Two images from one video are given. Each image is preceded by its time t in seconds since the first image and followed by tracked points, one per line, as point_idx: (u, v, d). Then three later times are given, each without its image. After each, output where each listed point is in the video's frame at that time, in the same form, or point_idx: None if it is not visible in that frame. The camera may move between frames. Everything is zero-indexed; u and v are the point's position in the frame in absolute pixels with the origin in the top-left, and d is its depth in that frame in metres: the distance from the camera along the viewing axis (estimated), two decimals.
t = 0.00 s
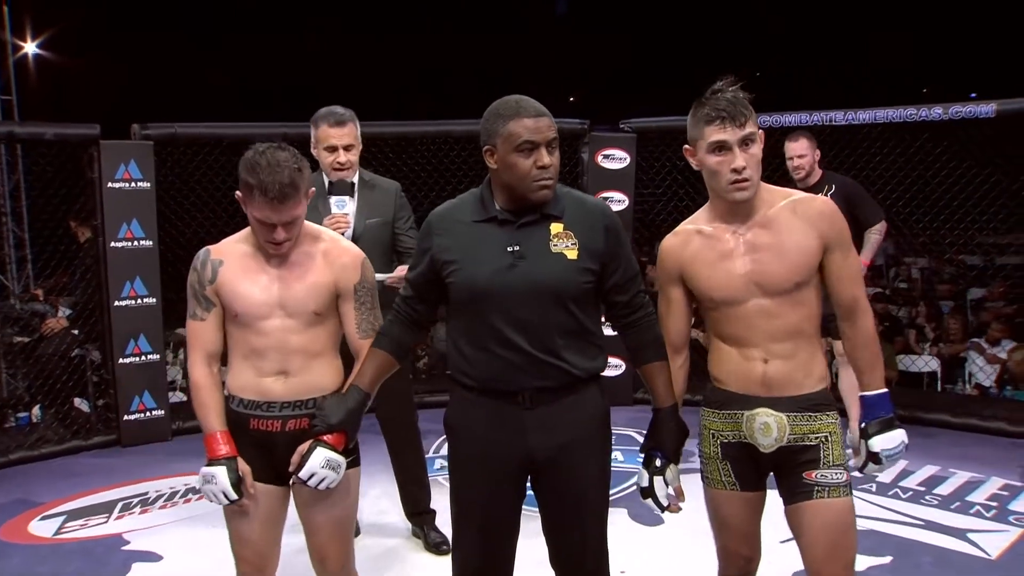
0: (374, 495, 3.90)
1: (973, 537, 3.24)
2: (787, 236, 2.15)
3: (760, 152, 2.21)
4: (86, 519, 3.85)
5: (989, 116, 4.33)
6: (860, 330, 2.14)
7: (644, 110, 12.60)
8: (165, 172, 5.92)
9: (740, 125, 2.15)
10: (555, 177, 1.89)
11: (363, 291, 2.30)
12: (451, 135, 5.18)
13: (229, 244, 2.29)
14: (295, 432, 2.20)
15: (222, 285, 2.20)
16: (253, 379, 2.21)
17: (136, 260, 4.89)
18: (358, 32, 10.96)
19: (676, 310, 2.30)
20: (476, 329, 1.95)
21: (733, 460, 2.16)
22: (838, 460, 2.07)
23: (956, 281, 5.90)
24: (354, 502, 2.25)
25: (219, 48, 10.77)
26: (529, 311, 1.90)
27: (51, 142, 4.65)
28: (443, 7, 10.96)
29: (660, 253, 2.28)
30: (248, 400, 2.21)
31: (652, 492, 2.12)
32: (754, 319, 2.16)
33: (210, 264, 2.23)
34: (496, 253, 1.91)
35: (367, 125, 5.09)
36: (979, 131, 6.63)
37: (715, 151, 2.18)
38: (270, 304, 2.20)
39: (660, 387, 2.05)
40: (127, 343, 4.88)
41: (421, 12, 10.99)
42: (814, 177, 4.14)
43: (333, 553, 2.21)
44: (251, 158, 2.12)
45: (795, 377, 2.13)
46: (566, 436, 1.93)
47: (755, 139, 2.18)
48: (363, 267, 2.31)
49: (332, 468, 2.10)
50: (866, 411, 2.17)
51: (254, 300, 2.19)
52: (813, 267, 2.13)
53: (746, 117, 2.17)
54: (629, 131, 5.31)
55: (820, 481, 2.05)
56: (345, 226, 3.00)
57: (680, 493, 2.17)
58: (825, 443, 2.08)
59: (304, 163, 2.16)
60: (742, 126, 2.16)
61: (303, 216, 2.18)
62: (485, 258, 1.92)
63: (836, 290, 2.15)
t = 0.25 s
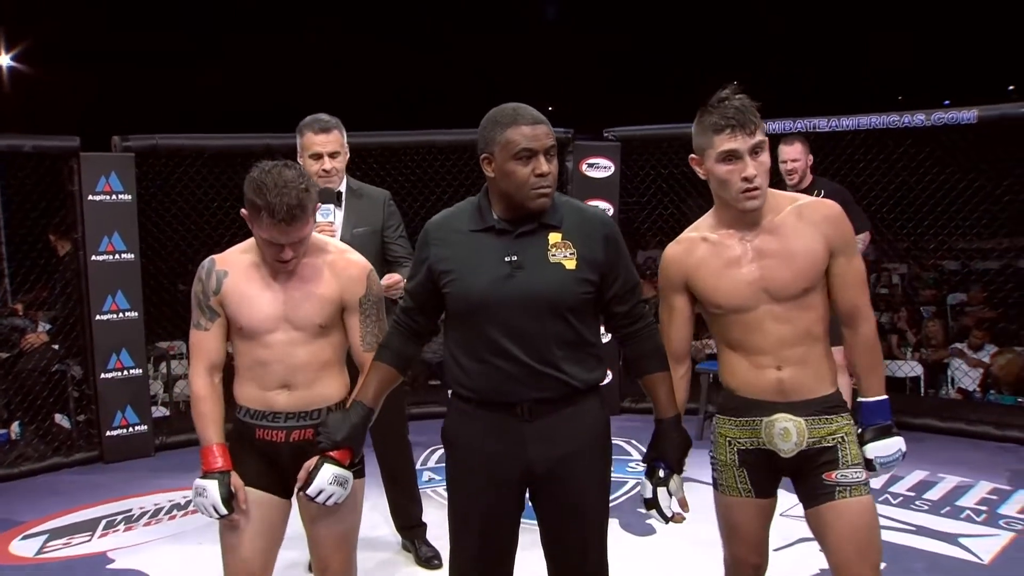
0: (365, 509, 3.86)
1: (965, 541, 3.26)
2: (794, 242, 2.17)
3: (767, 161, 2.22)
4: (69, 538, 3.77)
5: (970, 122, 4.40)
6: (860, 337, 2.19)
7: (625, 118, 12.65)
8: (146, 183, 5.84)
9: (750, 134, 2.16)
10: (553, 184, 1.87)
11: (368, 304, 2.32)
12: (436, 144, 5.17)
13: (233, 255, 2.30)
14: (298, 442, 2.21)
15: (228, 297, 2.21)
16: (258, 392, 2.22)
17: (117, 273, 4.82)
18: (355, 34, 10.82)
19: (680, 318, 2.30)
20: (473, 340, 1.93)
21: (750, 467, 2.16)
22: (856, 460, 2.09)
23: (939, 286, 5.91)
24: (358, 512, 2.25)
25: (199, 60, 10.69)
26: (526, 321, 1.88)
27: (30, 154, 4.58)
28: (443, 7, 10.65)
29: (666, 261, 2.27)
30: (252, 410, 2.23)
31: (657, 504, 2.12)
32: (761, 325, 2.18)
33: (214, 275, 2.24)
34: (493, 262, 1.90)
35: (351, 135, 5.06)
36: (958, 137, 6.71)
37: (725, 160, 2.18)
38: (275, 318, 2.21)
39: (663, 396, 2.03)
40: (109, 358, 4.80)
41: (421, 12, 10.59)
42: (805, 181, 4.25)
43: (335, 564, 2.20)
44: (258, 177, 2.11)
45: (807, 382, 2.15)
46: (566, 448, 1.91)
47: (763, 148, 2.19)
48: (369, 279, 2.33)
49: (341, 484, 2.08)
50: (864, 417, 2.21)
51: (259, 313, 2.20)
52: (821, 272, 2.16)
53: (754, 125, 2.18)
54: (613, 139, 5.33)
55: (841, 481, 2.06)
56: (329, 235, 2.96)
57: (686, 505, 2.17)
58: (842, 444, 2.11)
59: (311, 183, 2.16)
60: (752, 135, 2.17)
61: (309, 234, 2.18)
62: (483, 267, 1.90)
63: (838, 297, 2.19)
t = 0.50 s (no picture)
0: (367, 510, 3.84)
1: (970, 536, 3.25)
2: (834, 239, 2.15)
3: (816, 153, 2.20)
4: (67, 543, 3.74)
5: (969, 114, 4.41)
6: (896, 338, 2.18)
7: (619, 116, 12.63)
8: (141, 185, 5.80)
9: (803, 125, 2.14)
10: (558, 180, 1.85)
11: (361, 302, 2.31)
12: (433, 143, 5.14)
13: (226, 256, 2.31)
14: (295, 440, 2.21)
15: (218, 296, 2.23)
16: (252, 391, 2.23)
17: (113, 275, 4.79)
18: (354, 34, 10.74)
19: (708, 307, 2.31)
20: (480, 340, 1.91)
21: (775, 462, 2.18)
22: (883, 463, 2.12)
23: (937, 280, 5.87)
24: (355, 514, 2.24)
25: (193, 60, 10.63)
26: (533, 320, 1.86)
27: (23, 156, 4.54)
28: (444, 7, 10.35)
29: (701, 250, 2.28)
30: (247, 409, 2.24)
31: (672, 494, 2.18)
32: (796, 320, 2.17)
33: (206, 276, 2.25)
34: (498, 262, 1.87)
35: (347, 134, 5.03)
36: (956, 130, 6.69)
37: (775, 149, 2.16)
38: (267, 319, 2.22)
39: (683, 388, 2.03)
40: (106, 361, 4.76)
41: (421, 11, 10.35)
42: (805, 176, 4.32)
43: (336, 566, 2.19)
44: (246, 182, 2.12)
45: (836, 378, 2.15)
46: (576, 447, 1.89)
47: (812, 140, 2.18)
48: (360, 278, 2.33)
49: (335, 483, 2.10)
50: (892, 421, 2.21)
51: (251, 314, 2.22)
52: (859, 270, 2.15)
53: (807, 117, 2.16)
54: (611, 136, 5.30)
55: (866, 483, 2.09)
56: (327, 229, 2.87)
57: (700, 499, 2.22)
58: (870, 445, 2.12)
59: (301, 186, 2.15)
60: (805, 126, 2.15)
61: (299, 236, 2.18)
62: (487, 266, 1.88)
63: (875, 296, 2.18)
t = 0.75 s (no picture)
0: (362, 513, 3.81)
1: (969, 538, 3.23)
2: (885, 245, 2.14)
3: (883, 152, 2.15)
4: (59, 546, 3.70)
5: (968, 113, 4.39)
6: (938, 352, 2.19)
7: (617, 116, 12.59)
8: (134, 185, 5.76)
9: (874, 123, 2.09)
10: (550, 178, 1.82)
11: (332, 299, 2.34)
12: (429, 142, 5.11)
13: (199, 263, 2.36)
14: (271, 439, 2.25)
15: (192, 305, 2.28)
16: (232, 391, 2.29)
17: (107, 276, 4.75)
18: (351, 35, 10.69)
19: (753, 290, 2.29)
20: (475, 343, 1.88)
21: (788, 458, 2.18)
22: (896, 465, 2.15)
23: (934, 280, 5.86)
24: (337, 510, 2.28)
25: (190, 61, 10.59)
26: (527, 322, 1.83)
27: (15, 156, 4.49)
28: (444, 7, 10.17)
29: (750, 234, 2.26)
30: (225, 409, 2.29)
31: (712, 478, 2.15)
32: (832, 319, 2.16)
33: (178, 285, 2.30)
34: (490, 262, 1.84)
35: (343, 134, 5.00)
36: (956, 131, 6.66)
37: (842, 145, 2.11)
38: (241, 323, 2.26)
39: (709, 370, 1.98)
40: (99, 362, 4.72)
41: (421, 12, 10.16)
42: (804, 174, 4.39)
43: (318, 563, 2.21)
44: (202, 185, 2.13)
45: (860, 380, 2.16)
46: (572, 449, 1.86)
47: (881, 140, 2.13)
48: (331, 276, 2.36)
49: (312, 474, 2.15)
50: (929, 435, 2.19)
51: (226, 318, 2.26)
52: (906, 279, 2.14)
53: (879, 114, 2.11)
54: (608, 135, 5.27)
55: (876, 483, 2.14)
56: (317, 222, 2.88)
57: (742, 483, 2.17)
58: (886, 447, 2.15)
59: (257, 188, 2.17)
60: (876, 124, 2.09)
61: (261, 237, 2.20)
62: (478, 268, 1.84)
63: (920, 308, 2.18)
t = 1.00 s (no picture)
0: (359, 516, 3.78)
1: (972, 548, 3.19)
2: (918, 255, 2.14)
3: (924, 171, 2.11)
4: (55, 545, 3.69)
5: (976, 119, 4.35)
6: (959, 370, 2.22)
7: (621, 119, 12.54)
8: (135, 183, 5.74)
9: (916, 143, 2.05)
10: (545, 180, 1.80)
11: (316, 299, 2.28)
12: (431, 143, 5.09)
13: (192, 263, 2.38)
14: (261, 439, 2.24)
15: (181, 306, 2.32)
16: (222, 392, 2.28)
17: (107, 274, 4.74)
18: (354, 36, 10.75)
19: (777, 287, 2.27)
20: (467, 348, 1.85)
21: (805, 467, 2.17)
22: (910, 474, 2.16)
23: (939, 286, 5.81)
24: (329, 508, 2.28)
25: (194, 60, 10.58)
26: (519, 326, 1.80)
27: (17, 154, 4.49)
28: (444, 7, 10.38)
29: (779, 231, 2.24)
30: (216, 407, 2.28)
31: (728, 475, 2.13)
32: (856, 325, 2.15)
33: (170, 285, 2.34)
34: (482, 265, 1.82)
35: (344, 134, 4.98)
36: (962, 136, 6.61)
37: (879, 162, 2.09)
38: (227, 325, 2.25)
39: (720, 367, 1.93)
40: (99, 361, 4.71)
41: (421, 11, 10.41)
42: (808, 178, 4.35)
43: (307, 563, 2.21)
44: (173, 193, 2.15)
45: (877, 389, 2.15)
46: (564, 457, 1.83)
47: (924, 158, 2.08)
48: (315, 276, 2.30)
49: (291, 473, 2.13)
50: (951, 454, 2.19)
51: (212, 320, 2.27)
52: (933, 292, 2.15)
53: (925, 134, 2.05)
54: (612, 137, 5.23)
55: (890, 492, 2.13)
56: (315, 221, 2.86)
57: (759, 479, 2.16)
58: (902, 456, 2.15)
59: (223, 195, 2.14)
60: (918, 144, 2.05)
61: (234, 242, 2.18)
62: (470, 270, 1.82)
63: (944, 324, 2.20)
